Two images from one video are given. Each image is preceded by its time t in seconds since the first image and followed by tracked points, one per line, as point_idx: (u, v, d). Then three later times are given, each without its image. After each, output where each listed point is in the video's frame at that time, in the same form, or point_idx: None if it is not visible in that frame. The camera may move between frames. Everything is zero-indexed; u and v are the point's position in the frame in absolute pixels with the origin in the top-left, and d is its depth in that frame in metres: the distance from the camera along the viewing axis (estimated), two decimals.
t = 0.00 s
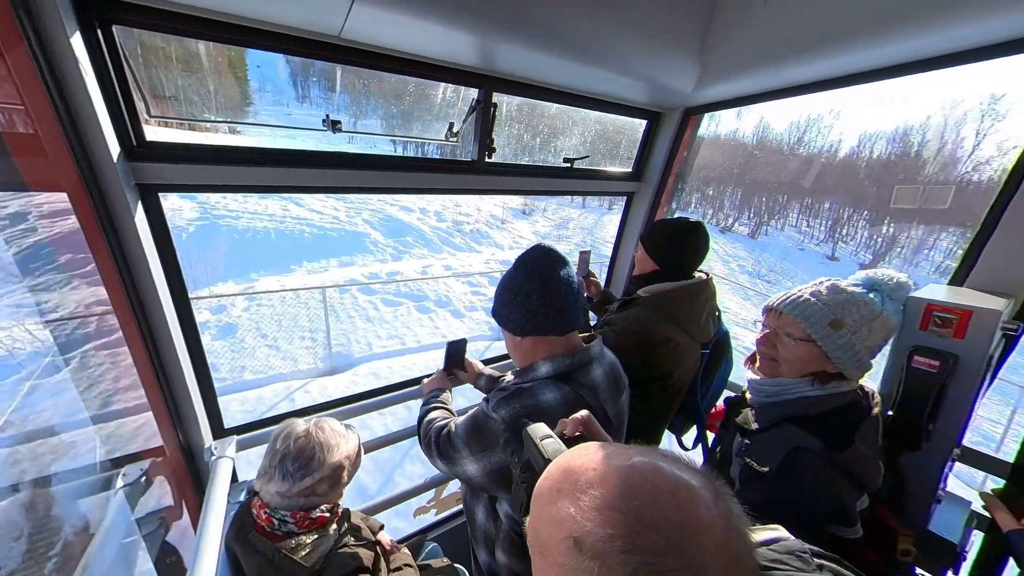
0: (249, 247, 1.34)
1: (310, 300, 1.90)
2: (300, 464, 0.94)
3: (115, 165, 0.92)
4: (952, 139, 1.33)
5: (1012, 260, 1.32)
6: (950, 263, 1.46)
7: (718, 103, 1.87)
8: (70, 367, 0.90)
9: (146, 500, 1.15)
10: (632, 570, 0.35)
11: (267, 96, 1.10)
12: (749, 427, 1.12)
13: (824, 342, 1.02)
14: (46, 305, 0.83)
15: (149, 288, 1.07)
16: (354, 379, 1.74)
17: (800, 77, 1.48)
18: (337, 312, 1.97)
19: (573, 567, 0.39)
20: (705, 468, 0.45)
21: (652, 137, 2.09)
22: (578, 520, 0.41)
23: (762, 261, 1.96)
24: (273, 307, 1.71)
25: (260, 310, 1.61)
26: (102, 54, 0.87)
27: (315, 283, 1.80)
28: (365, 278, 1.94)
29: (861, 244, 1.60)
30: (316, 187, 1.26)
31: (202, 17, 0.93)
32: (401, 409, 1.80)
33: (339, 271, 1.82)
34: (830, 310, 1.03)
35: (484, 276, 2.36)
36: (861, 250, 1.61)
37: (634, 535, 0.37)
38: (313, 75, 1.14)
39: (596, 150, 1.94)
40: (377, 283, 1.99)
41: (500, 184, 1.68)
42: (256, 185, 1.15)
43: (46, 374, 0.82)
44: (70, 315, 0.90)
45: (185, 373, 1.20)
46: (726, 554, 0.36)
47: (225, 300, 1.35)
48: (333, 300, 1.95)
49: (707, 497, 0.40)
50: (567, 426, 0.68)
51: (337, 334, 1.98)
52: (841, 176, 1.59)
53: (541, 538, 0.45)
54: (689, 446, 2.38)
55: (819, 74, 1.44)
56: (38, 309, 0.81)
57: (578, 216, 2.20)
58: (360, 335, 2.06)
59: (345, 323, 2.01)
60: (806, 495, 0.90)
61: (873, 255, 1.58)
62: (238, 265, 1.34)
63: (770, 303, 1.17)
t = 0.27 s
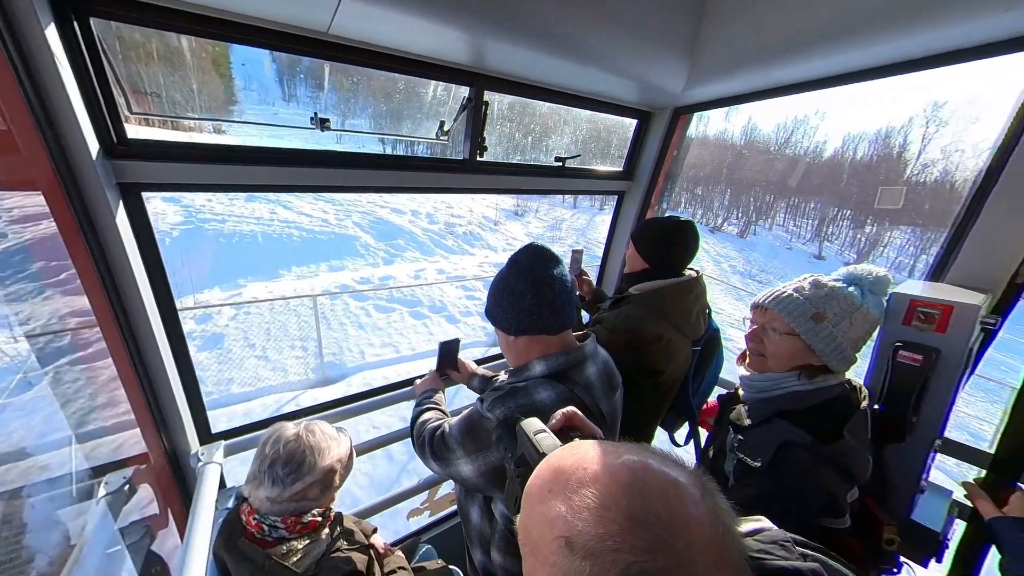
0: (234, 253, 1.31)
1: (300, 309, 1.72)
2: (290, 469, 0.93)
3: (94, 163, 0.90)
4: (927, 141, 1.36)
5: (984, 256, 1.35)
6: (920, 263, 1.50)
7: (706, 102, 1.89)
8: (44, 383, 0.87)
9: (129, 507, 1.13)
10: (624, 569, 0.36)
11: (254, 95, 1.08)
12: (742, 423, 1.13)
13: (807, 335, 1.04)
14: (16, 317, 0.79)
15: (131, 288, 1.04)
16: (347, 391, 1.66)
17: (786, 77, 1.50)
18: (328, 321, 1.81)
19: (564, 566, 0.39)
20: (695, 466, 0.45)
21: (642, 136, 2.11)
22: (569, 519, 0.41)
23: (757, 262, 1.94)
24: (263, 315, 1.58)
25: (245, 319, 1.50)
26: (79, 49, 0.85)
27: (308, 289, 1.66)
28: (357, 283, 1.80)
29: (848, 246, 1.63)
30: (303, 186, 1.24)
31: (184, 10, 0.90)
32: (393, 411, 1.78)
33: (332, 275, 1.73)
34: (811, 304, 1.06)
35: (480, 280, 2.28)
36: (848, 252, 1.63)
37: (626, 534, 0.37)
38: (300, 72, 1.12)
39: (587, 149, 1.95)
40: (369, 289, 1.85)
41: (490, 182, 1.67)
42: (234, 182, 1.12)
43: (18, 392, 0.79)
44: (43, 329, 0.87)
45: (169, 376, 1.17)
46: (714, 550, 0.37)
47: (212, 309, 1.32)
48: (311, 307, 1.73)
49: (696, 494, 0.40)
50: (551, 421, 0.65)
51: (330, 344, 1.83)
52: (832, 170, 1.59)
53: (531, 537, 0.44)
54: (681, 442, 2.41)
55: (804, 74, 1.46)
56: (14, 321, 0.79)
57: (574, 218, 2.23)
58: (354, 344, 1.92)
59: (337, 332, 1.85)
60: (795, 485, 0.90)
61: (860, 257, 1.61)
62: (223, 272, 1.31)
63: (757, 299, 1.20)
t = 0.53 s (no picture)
0: (221, 258, 1.29)
1: (290, 317, 1.73)
2: (277, 472, 0.91)
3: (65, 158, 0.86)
4: (908, 143, 1.38)
5: (959, 250, 1.37)
6: (903, 261, 1.52)
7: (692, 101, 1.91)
8: (15, 402, 0.82)
9: (109, 516, 1.10)
10: (612, 557, 0.35)
11: (239, 93, 1.06)
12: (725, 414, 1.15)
13: (789, 329, 1.06)
14: None
15: (109, 287, 1.01)
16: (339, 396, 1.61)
17: (770, 75, 1.53)
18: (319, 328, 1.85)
19: (553, 557, 0.39)
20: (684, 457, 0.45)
21: (631, 134, 2.13)
22: (559, 510, 0.40)
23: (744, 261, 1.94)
24: (250, 324, 1.57)
25: (233, 328, 1.51)
26: (52, 40, 0.82)
27: (297, 297, 1.71)
28: (348, 288, 1.91)
29: (834, 245, 1.63)
30: (288, 184, 1.22)
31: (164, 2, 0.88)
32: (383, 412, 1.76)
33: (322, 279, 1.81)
34: (794, 299, 1.07)
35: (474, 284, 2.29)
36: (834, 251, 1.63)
37: (614, 523, 0.37)
38: (286, 67, 1.10)
39: (577, 147, 1.95)
40: (360, 294, 1.95)
41: (479, 180, 1.66)
42: (215, 180, 1.09)
43: None
44: (12, 341, 0.81)
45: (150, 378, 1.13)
46: (702, 539, 0.36)
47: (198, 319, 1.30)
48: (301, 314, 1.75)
49: (685, 484, 0.40)
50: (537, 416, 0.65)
51: (321, 352, 1.85)
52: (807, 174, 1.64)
53: (520, 530, 0.44)
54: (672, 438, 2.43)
55: (788, 72, 1.49)
56: None
57: (564, 218, 2.24)
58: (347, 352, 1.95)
59: (328, 339, 1.89)
60: (773, 472, 0.93)
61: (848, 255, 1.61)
62: (210, 277, 1.29)
63: (742, 293, 1.21)
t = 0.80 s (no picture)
0: (208, 264, 1.24)
1: (280, 325, 1.52)
2: (263, 477, 0.90)
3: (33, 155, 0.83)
4: (895, 143, 1.41)
5: (938, 247, 1.39)
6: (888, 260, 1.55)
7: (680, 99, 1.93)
8: None
9: (87, 526, 1.07)
10: (598, 551, 0.35)
11: (223, 92, 1.04)
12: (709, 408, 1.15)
13: (768, 325, 1.08)
14: None
15: (82, 290, 0.98)
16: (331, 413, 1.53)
17: (756, 75, 1.55)
18: (311, 336, 1.61)
19: (541, 553, 0.39)
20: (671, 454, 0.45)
21: (621, 133, 2.14)
22: (546, 507, 0.40)
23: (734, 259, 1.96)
24: (239, 334, 1.42)
25: (221, 339, 1.37)
26: (19, 31, 0.78)
27: (287, 303, 1.51)
28: (341, 294, 1.66)
29: (825, 244, 1.65)
30: (272, 182, 1.19)
31: None
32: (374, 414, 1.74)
33: (313, 284, 1.58)
34: (777, 295, 1.08)
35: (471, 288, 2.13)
36: (824, 249, 1.66)
37: (601, 517, 0.36)
38: (271, 63, 1.09)
39: (566, 146, 1.96)
40: (354, 301, 1.71)
41: (469, 178, 1.65)
42: (195, 179, 1.06)
43: None
44: None
45: (126, 383, 1.10)
46: (688, 533, 0.36)
47: (183, 328, 1.24)
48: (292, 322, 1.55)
49: (672, 479, 0.40)
50: (526, 414, 0.65)
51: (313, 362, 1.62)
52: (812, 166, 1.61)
53: (508, 528, 0.44)
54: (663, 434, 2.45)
55: (773, 72, 1.51)
56: None
57: (561, 219, 2.26)
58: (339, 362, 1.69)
59: (321, 348, 1.64)
60: (755, 464, 0.94)
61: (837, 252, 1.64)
62: (195, 284, 1.24)
63: (729, 290, 1.22)
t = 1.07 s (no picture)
0: (195, 270, 1.22)
1: (272, 333, 1.49)
2: (253, 484, 0.88)
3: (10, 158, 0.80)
4: (883, 144, 1.43)
5: (919, 246, 1.42)
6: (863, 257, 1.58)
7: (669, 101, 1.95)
8: None
9: (70, 536, 1.05)
10: (582, 545, 0.35)
11: (211, 90, 1.03)
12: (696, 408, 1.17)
13: (722, 327, 1.12)
14: None
15: (64, 295, 0.95)
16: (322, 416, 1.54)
17: (743, 77, 1.57)
18: (304, 345, 1.58)
19: (527, 549, 0.39)
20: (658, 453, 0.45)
21: (611, 134, 2.16)
22: (532, 504, 0.40)
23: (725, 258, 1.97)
24: (229, 345, 1.39)
25: (209, 350, 1.35)
26: None
27: (279, 310, 1.49)
28: (335, 300, 1.65)
29: (812, 243, 1.67)
30: (261, 184, 1.18)
31: None
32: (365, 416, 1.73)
33: (306, 291, 1.57)
34: (733, 298, 1.12)
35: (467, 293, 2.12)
36: (813, 248, 1.68)
37: (585, 512, 0.37)
38: (260, 64, 1.08)
39: (557, 147, 1.96)
40: (348, 306, 1.69)
41: (460, 180, 1.65)
42: (180, 182, 1.04)
43: None
44: None
45: (111, 390, 1.07)
46: (670, 527, 0.37)
47: (171, 337, 1.22)
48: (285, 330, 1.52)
49: (654, 474, 0.41)
50: (515, 413, 0.65)
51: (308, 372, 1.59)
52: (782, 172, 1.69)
53: (496, 526, 0.44)
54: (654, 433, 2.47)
55: (760, 74, 1.53)
56: None
57: (553, 219, 2.28)
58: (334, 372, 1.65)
59: (315, 358, 1.61)
60: (740, 462, 0.95)
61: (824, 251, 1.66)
62: (181, 292, 1.22)
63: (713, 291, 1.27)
